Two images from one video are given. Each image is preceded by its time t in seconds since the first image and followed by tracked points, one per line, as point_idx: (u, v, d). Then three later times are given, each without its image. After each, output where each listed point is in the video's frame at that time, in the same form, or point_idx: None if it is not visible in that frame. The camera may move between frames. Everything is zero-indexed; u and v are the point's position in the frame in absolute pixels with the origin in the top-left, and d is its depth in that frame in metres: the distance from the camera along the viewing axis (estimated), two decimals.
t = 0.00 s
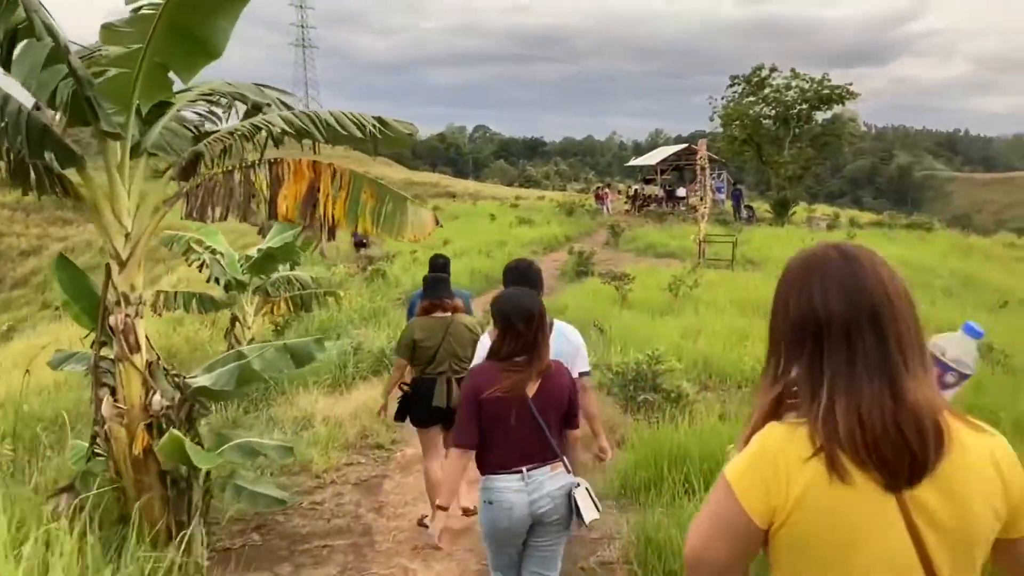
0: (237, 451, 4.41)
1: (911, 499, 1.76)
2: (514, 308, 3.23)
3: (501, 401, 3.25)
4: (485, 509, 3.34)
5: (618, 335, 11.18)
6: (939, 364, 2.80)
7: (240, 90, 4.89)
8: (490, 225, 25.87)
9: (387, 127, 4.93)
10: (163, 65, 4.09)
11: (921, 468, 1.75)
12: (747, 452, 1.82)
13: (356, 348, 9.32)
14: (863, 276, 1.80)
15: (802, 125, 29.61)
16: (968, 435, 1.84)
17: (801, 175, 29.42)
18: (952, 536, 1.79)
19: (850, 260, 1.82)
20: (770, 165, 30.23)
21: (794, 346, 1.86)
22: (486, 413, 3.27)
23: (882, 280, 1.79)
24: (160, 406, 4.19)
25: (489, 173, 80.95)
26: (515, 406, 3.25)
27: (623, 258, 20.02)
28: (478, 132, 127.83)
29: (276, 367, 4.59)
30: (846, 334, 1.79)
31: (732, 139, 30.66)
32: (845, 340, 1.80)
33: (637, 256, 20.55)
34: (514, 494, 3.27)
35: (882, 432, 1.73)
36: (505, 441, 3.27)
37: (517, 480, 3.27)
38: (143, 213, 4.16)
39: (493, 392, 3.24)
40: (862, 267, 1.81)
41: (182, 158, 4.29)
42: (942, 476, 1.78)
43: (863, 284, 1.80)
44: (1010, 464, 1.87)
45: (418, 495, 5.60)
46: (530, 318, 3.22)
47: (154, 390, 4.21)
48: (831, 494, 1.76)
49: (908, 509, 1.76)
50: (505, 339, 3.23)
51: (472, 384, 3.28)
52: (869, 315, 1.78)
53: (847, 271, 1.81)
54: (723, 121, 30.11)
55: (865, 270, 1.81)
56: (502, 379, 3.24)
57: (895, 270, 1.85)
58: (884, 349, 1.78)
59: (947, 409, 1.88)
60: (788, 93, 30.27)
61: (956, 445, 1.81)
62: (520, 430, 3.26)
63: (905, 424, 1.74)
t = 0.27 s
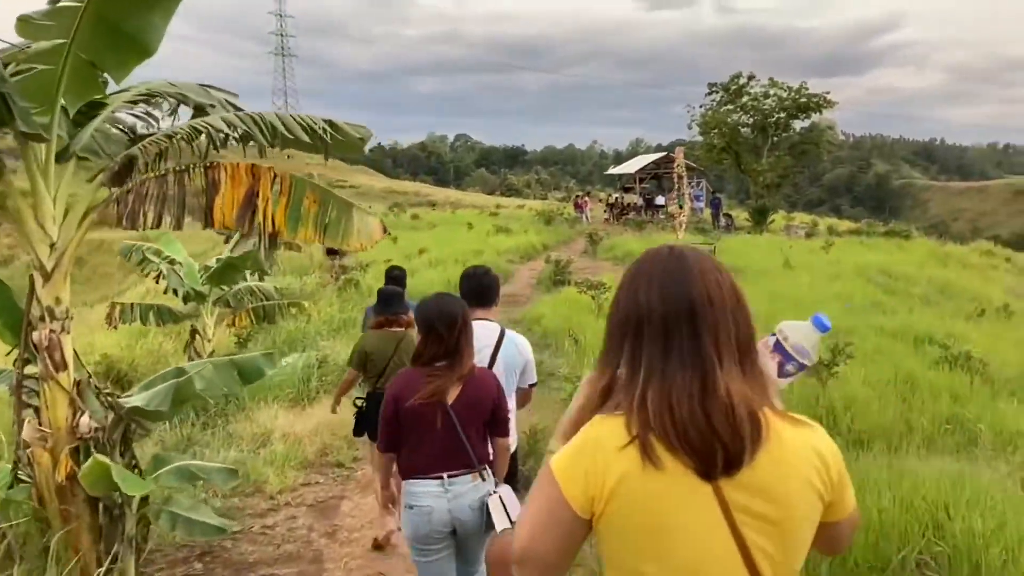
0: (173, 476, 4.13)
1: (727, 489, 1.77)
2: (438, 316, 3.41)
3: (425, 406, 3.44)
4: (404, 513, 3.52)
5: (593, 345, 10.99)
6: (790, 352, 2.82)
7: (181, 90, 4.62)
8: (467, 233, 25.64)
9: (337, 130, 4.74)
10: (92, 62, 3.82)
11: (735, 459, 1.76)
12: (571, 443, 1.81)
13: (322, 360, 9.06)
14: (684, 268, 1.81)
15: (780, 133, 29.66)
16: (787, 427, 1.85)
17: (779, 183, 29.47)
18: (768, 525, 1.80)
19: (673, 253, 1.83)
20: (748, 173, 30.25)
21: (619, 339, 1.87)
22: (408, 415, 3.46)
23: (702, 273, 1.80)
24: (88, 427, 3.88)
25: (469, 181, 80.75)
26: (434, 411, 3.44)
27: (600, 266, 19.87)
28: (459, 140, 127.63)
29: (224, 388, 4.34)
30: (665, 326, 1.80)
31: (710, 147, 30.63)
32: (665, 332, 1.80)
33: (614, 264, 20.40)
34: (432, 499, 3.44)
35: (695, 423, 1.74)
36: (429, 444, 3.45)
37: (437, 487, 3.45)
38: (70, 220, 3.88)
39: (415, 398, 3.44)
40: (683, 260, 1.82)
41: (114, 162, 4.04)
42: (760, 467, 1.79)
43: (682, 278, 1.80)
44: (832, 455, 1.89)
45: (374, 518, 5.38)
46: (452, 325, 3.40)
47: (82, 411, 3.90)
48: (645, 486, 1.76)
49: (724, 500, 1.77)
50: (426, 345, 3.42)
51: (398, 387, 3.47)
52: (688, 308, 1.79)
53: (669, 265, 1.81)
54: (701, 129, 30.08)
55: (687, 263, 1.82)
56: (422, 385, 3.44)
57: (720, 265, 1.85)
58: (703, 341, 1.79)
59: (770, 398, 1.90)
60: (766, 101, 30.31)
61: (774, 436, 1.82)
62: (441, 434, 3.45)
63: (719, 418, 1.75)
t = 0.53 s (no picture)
0: (119, 497, 3.86)
1: (601, 505, 1.80)
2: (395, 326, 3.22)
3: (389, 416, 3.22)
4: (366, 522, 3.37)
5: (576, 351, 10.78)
6: (628, 386, 2.51)
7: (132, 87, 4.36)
8: (453, 238, 25.41)
9: (298, 131, 4.51)
10: (31, 55, 3.56)
11: (608, 473, 1.80)
12: (448, 466, 1.79)
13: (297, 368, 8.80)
14: (555, 289, 1.85)
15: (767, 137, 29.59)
16: (657, 441, 1.92)
17: (767, 187, 29.39)
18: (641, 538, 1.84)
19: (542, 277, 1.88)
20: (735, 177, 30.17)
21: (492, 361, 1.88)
22: (367, 425, 3.24)
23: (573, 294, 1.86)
24: (26, 444, 3.61)
25: (458, 186, 80.55)
26: (397, 424, 3.21)
27: (587, 271, 19.69)
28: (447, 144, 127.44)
29: (177, 402, 4.17)
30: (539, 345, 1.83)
31: (697, 151, 30.52)
32: (539, 352, 1.83)
33: (600, 269, 20.21)
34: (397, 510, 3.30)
35: (568, 441, 1.77)
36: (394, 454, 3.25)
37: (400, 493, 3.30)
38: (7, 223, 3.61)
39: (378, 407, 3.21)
40: (553, 283, 1.87)
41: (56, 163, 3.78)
42: (632, 480, 1.83)
43: (552, 299, 1.85)
44: (696, 467, 1.97)
45: (342, 536, 5.15)
46: (404, 332, 3.20)
47: (20, 428, 3.61)
48: (526, 502, 1.75)
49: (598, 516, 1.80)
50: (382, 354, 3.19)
51: (357, 401, 3.25)
52: (561, 328, 1.83)
53: (542, 286, 1.86)
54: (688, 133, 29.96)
55: (558, 283, 1.87)
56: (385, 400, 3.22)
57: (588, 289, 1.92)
58: (578, 359, 1.83)
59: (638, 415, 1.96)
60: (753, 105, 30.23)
61: (645, 450, 1.87)
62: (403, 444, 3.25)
63: (591, 433, 1.79)
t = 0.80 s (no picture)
0: (69, 511, 3.61)
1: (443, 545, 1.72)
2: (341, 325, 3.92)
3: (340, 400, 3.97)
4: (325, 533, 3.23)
5: (568, 352, 10.54)
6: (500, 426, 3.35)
7: (88, 71, 4.04)
8: (446, 237, 25.16)
9: (268, 118, 4.28)
10: None
11: (453, 510, 1.71)
12: (287, 500, 1.78)
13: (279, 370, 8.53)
14: (401, 314, 1.76)
15: (762, 136, 29.41)
16: (517, 472, 1.81)
17: (762, 186, 29.22)
18: None
19: (395, 297, 1.79)
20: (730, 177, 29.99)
21: (340, 387, 1.82)
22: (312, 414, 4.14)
23: (421, 316, 1.76)
24: None
25: (453, 187, 80.28)
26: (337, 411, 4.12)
27: (580, 271, 19.45)
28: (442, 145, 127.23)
29: (135, 408, 4.04)
30: (381, 373, 1.75)
31: (692, 151, 30.31)
32: (381, 381, 1.76)
33: (594, 269, 19.98)
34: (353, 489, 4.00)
35: (402, 476, 1.69)
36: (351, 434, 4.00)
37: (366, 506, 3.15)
38: None
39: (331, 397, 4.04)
40: (402, 302, 1.78)
41: None
42: (477, 518, 1.73)
43: (399, 321, 1.76)
44: (565, 495, 1.84)
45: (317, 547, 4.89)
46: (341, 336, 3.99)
47: None
48: (357, 541, 1.71)
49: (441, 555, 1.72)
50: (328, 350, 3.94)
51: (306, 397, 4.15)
52: (403, 354, 1.75)
53: (388, 310, 1.77)
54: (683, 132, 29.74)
55: (406, 304, 1.78)
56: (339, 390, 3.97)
57: (448, 304, 1.81)
58: (420, 388, 1.74)
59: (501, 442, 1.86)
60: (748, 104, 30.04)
61: (497, 482, 1.78)
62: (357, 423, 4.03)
63: (430, 472, 1.69)
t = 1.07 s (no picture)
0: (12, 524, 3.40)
1: (311, 528, 1.93)
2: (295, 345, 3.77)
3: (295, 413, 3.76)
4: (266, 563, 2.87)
5: (560, 352, 10.28)
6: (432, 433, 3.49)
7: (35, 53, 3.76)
8: (441, 236, 24.89)
9: (231, 107, 4.01)
10: None
11: (315, 505, 1.91)
12: (166, 490, 1.99)
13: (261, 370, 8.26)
14: (277, 309, 1.97)
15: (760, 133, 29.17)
16: (385, 464, 2.02)
17: (761, 184, 28.99)
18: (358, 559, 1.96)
19: (270, 289, 1.99)
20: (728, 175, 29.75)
21: (223, 379, 2.02)
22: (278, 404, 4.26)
23: (294, 314, 1.96)
24: None
25: (451, 186, 79.99)
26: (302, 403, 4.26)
27: (575, 270, 19.18)
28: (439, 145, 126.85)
29: (93, 414, 3.80)
30: (255, 367, 1.96)
31: (689, 148, 30.04)
32: (257, 375, 1.96)
33: (590, 267, 19.72)
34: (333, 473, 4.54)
35: (265, 470, 1.90)
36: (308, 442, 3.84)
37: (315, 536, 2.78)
38: None
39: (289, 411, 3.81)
40: (278, 299, 1.98)
41: None
42: (344, 504, 1.94)
43: (274, 315, 1.97)
44: (432, 491, 2.04)
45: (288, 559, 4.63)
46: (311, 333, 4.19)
47: None
48: (230, 522, 1.92)
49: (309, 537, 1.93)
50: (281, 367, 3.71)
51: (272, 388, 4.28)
52: (277, 348, 1.95)
53: (264, 308, 1.97)
54: (680, 130, 29.46)
55: (283, 302, 1.98)
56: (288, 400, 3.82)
57: (325, 303, 2.02)
58: (292, 383, 1.95)
59: (373, 437, 2.07)
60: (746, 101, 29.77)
61: (366, 474, 1.98)
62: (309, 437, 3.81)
63: (299, 459, 1.91)
